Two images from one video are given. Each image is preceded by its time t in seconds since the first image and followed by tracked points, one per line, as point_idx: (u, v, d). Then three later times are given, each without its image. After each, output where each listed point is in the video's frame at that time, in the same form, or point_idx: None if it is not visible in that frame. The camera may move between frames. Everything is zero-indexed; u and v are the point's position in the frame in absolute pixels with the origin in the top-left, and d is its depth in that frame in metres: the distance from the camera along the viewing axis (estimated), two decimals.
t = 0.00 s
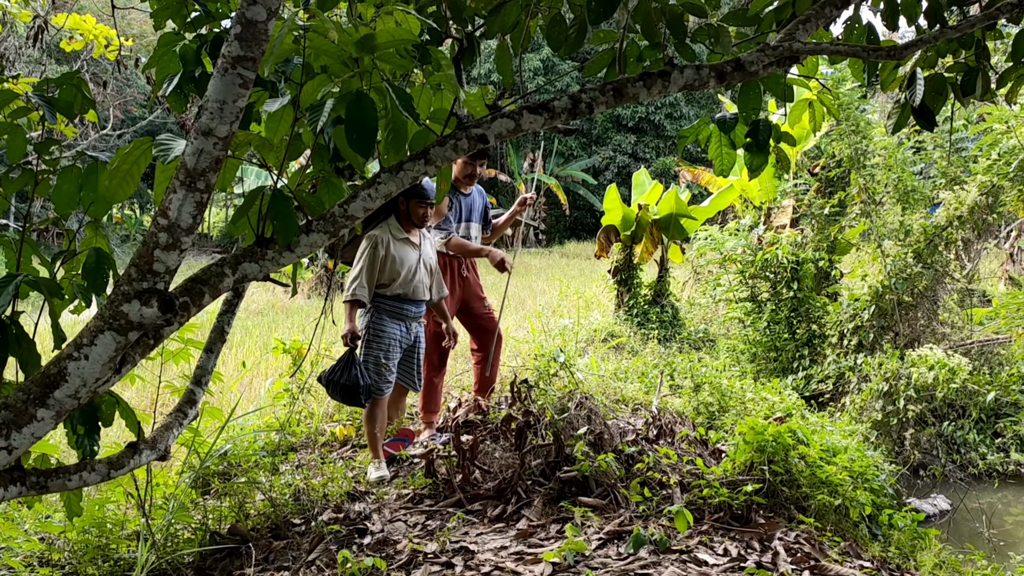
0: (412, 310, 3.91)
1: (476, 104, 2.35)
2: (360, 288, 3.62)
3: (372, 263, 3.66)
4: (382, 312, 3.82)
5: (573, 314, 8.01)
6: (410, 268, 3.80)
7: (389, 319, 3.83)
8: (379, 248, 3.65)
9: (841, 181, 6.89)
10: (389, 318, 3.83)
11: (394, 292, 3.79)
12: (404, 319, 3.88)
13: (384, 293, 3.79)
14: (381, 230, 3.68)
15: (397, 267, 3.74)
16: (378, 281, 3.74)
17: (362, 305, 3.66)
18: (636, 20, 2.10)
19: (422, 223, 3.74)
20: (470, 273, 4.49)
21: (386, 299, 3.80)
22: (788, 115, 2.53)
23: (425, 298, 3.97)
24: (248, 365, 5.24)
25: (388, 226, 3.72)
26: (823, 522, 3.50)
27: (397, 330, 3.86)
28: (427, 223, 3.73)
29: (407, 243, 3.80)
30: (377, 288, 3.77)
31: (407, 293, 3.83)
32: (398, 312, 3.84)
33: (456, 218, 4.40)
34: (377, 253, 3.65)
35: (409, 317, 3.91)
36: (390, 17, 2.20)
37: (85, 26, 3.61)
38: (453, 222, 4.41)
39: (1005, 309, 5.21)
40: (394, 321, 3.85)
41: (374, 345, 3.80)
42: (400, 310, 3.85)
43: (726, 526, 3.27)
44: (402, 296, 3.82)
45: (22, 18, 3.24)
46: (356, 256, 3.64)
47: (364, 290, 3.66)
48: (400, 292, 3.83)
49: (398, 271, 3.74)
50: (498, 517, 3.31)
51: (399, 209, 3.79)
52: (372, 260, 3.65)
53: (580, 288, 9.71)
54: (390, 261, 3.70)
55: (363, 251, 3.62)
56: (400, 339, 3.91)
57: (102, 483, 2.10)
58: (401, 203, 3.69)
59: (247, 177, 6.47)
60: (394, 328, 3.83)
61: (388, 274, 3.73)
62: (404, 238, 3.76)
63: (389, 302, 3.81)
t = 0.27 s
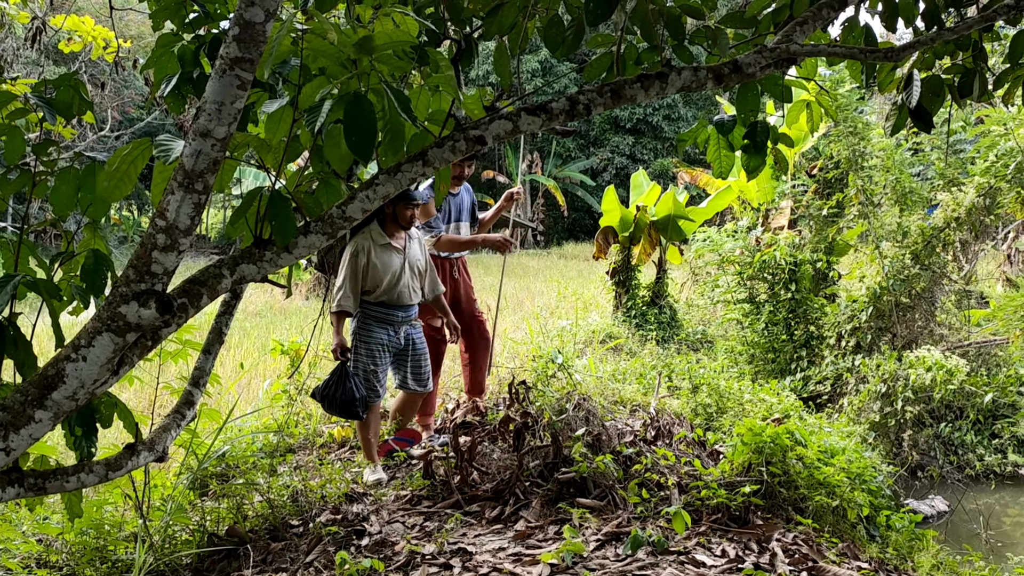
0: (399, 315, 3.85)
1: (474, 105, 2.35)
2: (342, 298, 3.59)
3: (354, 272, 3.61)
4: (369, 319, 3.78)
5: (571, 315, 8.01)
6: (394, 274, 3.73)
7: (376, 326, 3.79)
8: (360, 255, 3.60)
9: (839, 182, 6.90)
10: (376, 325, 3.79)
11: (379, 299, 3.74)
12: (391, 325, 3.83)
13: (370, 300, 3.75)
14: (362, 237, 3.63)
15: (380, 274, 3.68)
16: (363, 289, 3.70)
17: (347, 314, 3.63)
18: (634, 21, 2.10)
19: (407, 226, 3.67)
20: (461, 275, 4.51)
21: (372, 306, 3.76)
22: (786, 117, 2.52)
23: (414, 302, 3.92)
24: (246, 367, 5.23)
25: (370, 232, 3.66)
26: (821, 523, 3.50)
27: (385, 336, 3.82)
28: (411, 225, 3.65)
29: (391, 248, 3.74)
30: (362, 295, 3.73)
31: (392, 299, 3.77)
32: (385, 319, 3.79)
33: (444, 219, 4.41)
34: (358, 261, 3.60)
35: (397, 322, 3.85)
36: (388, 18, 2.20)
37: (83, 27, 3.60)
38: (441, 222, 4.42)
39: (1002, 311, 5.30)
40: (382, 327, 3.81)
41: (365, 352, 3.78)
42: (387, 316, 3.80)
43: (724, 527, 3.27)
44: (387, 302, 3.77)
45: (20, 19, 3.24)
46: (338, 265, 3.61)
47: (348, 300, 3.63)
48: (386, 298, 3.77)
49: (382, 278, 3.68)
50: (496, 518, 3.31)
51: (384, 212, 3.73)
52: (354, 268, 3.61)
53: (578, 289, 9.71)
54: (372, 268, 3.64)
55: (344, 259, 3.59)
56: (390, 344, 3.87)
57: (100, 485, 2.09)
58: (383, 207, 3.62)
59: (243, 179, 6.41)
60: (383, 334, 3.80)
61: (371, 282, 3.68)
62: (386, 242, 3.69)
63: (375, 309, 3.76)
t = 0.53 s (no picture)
0: (390, 314, 3.78)
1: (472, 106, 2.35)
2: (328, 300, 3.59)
3: (339, 272, 3.60)
4: (361, 320, 3.75)
5: (569, 317, 8.02)
6: (381, 272, 3.68)
7: (367, 326, 3.75)
8: (344, 255, 3.58)
9: (837, 184, 6.90)
10: (366, 326, 3.74)
11: (367, 298, 3.71)
12: (383, 324, 3.76)
13: (362, 301, 3.73)
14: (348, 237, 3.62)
15: (367, 274, 3.65)
16: (352, 290, 3.68)
17: (334, 316, 3.62)
18: (632, 23, 2.10)
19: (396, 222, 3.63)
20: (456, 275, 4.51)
21: (361, 306, 3.73)
22: (784, 118, 2.52)
23: (407, 301, 3.86)
24: (245, 368, 5.23)
25: (356, 231, 3.65)
26: (820, 524, 3.50)
27: (378, 336, 3.76)
28: (398, 222, 3.61)
29: (378, 247, 3.70)
30: (351, 295, 3.71)
31: (380, 298, 3.72)
32: (375, 318, 3.74)
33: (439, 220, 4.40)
34: (342, 261, 3.59)
35: (389, 322, 3.78)
36: (387, 20, 2.20)
37: (81, 29, 3.60)
38: (435, 223, 4.40)
39: (999, 313, 5.30)
40: (373, 327, 3.75)
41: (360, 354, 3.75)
42: (377, 316, 3.74)
43: (722, 528, 3.28)
44: (375, 301, 3.72)
45: (18, 20, 3.24)
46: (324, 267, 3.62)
47: (334, 301, 3.62)
48: (375, 297, 3.73)
49: (369, 278, 3.65)
50: (494, 520, 3.30)
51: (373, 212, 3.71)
52: (340, 270, 3.59)
53: (577, 291, 9.72)
54: (357, 268, 3.61)
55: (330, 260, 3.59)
56: (384, 343, 3.80)
57: (98, 486, 2.09)
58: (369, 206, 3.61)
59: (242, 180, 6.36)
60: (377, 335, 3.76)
61: (357, 281, 3.65)
62: (372, 241, 3.66)
63: (364, 309, 3.73)
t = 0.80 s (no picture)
0: (386, 318, 3.71)
1: (470, 109, 2.36)
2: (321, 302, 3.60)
3: (332, 274, 3.60)
4: (357, 323, 3.72)
5: (567, 319, 8.02)
6: (375, 275, 3.62)
7: (362, 329, 3.71)
8: (337, 257, 3.57)
9: (835, 186, 6.91)
10: (362, 329, 3.71)
11: (361, 301, 3.67)
12: (378, 328, 3.71)
13: (356, 303, 3.70)
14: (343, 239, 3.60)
15: (359, 276, 3.60)
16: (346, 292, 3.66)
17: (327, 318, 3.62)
18: (629, 25, 2.13)
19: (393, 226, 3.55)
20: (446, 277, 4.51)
21: (357, 309, 3.70)
22: (781, 121, 2.52)
23: (403, 305, 3.78)
24: (243, 370, 5.23)
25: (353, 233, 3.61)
26: (818, 526, 3.51)
27: (373, 340, 3.71)
28: (393, 223, 3.52)
29: (375, 249, 3.64)
30: (346, 298, 3.70)
31: (374, 301, 3.67)
32: (369, 322, 3.70)
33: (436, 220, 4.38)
34: (335, 263, 3.57)
35: (384, 326, 3.72)
36: (385, 23, 2.21)
37: (80, 31, 3.61)
38: (432, 224, 4.38)
39: (996, 314, 5.19)
40: (368, 331, 3.71)
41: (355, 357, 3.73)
42: (371, 319, 3.70)
43: (720, 531, 3.28)
44: (369, 304, 3.68)
45: (16, 22, 3.24)
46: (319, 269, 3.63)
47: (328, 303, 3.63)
48: (370, 301, 3.69)
49: (361, 280, 3.61)
50: (492, 522, 3.30)
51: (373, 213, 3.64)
52: (332, 271, 3.59)
53: (575, 293, 9.73)
54: (350, 270, 3.58)
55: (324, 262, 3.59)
56: (379, 347, 3.73)
57: (96, 489, 2.09)
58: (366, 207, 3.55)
59: (239, 183, 6.30)
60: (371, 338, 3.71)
61: (350, 284, 3.63)
62: (367, 243, 3.59)
63: (359, 312, 3.70)
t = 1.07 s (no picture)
0: (388, 326, 3.71)
1: (467, 112, 2.36)
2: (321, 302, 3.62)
3: (336, 275, 3.63)
4: (359, 328, 3.72)
5: (565, 322, 8.03)
6: (378, 280, 3.63)
7: (363, 334, 3.71)
8: (343, 260, 3.60)
9: (831, 189, 6.93)
10: (363, 334, 3.71)
11: (363, 305, 3.68)
12: (379, 335, 3.70)
13: (358, 307, 3.71)
14: (352, 242, 3.63)
15: (363, 279, 3.62)
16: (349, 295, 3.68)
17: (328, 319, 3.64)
18: (626, 29, 2.13)
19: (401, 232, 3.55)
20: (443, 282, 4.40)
21: (359, 314, 3.71)
22: (777, 123, 2.52)
23: (405, 314, 3.77)
24: (240, 374, 5.23)
25: (362, 237, 3.64)
26: (814, 528, 3.51)
27: (373, 347, 3.70)
28: (402, 229, 3.53)
29: (382, 254, 3.65)
30: (349, 301, 3.72)
31: (376, 306, 3.67)
32: (370, 328, 3.69)
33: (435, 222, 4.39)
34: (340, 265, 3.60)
35: (385, 334, 3.71)
36: (382, 26, 2.21)
37: (77, 34, 3.60)
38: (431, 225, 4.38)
39: (993, 315, 5.18)
40: (369, 337, 3.71)
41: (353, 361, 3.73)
42: (373, 325, 3.70)
43: (717, 533, 3.28)
44: (371, 309, 3.68)
45: (14, 26, 3.24)
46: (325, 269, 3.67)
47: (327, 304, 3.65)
48: (372, 306, 3.69)
49: (365, 284, 3.63)
50: (489, 525, 3.29)
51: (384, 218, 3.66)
52: (337, 272, 3.61)
53: (572, 295, 9.73)
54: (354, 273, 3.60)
55: (330, 263, 3.62)
56: (378, 354, 3.72)
57: (93, 492, 2.09)
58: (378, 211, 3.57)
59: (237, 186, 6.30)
60: (370, 344, 3.71)
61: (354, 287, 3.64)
62: (374, 248, 3.61)
63: (362, 317, 3.70)
